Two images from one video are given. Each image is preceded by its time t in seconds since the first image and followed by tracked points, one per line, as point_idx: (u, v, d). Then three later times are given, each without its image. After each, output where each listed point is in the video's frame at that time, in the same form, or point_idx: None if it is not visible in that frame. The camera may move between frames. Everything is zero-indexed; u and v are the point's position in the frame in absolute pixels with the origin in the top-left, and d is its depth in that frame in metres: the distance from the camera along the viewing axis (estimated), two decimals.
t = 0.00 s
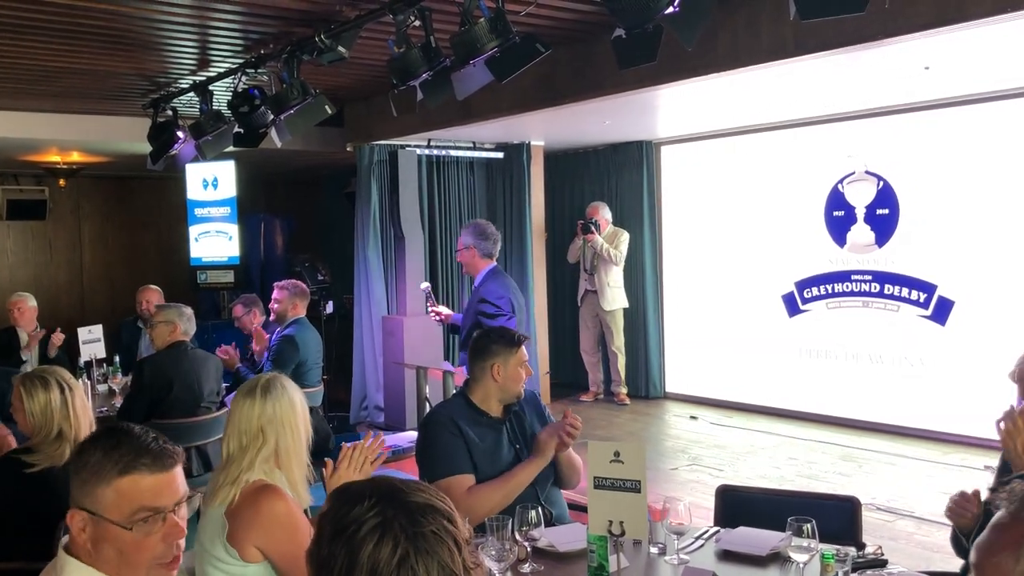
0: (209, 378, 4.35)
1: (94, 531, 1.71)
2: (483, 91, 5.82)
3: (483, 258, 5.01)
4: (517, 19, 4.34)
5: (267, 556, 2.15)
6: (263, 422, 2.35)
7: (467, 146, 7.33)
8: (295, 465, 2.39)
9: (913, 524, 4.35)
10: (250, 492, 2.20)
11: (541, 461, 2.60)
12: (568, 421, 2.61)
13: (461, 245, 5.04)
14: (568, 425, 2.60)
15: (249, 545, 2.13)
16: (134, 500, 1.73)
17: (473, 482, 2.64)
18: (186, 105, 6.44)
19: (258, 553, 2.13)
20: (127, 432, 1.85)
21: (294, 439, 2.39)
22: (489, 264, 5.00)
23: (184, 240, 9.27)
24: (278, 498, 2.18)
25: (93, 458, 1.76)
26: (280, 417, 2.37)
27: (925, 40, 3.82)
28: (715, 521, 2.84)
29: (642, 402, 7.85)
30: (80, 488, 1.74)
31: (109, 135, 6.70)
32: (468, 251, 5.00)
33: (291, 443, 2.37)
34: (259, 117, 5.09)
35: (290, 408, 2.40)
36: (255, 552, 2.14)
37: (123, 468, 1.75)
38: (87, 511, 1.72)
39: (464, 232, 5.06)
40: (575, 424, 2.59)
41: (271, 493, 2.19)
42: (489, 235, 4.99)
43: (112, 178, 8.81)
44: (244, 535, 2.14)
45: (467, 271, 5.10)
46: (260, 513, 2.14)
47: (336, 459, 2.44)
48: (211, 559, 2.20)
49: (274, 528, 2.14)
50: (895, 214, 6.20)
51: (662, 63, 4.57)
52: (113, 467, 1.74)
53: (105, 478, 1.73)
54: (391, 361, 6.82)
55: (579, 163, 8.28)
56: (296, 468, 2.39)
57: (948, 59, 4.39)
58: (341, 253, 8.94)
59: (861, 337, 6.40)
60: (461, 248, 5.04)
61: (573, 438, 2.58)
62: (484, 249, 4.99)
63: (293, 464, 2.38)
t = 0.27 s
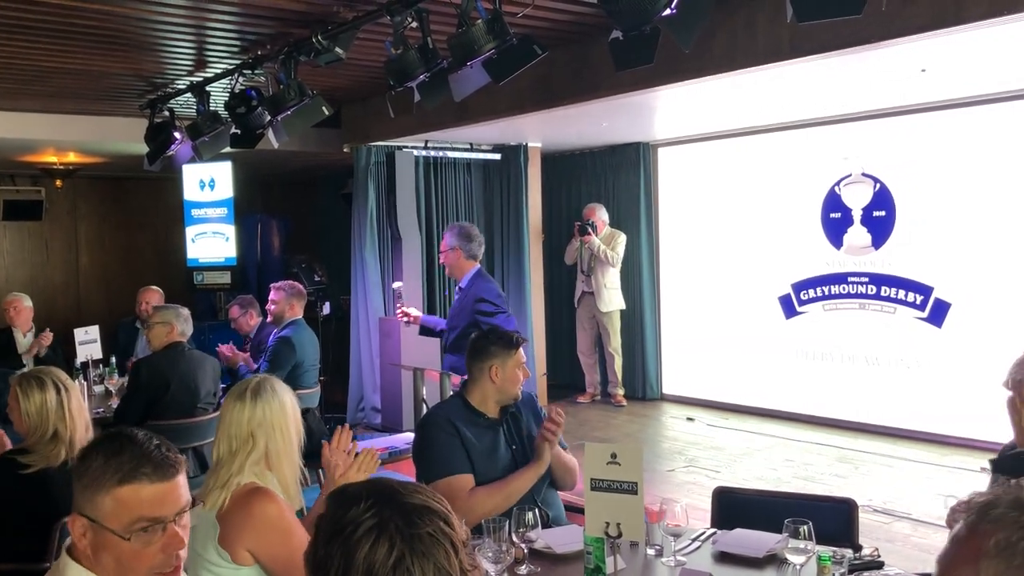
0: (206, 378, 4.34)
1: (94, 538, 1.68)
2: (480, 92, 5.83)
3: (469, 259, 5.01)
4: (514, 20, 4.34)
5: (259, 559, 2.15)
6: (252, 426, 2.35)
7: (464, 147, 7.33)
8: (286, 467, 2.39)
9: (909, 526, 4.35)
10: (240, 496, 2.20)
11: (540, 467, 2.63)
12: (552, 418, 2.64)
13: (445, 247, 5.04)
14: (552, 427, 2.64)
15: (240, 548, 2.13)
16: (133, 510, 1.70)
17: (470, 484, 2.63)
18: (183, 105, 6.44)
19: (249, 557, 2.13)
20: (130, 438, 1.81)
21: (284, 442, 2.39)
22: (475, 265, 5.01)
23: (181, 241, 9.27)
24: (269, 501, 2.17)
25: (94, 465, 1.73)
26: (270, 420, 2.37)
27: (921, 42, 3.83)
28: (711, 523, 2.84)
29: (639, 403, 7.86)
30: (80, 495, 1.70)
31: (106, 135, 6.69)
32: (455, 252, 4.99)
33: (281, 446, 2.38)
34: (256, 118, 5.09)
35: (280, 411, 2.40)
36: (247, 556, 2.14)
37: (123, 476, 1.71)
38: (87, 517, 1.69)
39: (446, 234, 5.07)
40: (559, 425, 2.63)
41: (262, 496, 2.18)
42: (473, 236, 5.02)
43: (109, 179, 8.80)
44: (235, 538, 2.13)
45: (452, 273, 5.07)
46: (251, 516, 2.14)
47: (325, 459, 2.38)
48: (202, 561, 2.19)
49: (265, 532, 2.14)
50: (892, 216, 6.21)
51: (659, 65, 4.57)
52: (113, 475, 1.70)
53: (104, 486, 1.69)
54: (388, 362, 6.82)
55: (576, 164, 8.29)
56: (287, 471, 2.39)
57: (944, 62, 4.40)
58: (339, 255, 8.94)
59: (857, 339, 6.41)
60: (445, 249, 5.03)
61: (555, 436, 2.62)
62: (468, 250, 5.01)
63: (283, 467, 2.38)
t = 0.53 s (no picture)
0: (204, 381, 4.34)
1: (94, 545, 1.68)
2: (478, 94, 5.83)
3: (448, 260, 5.00)
4: (512, 23, 4.35)
5: (245, 563, 2.16)
6: (248, 428, 2.35)
7: (461, 150, 7.34)
8: (280, 471, 2.38)
9: (906, 528, 4.36)
10: (228, 499, 2.22)
11: (530, 461, 2.63)
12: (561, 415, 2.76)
13: (423, 249, 5.00)
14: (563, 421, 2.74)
15: (226, 551, 2.14)
16: (133, 519, 1.68)
17: (466, 486, 2.63)
18: (180, 107, 6.44)
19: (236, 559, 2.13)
20: (132, 445, 1.80)
21: (279, 446, 2.38)
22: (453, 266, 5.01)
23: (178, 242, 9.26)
24: (257, 504, 2.18)
25: (95, 472, 1.72)
26: (266, 423, 2.37)
27: (918, 46, 3.84)
28: (709, 525, 2.85)
29: (636, 405, 7.87)
30: (81, 502, 1.70)
31: (103, 137, 6.68)
32: (434, 254, 4.96)
33: (275, 449, 2.36)
34: (254, 120, 5.10)
35: (277, 414, 2.40)
36: (232, 559, 2.15)
37: (122, 485, 1.69)
38: (87, 525, 1.68)
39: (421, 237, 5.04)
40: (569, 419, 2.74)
41: (250, 498, 2.19)
42: (451, 237, 5.01)
43: (106, 180, 8.79)
44: (221, 540, 2.15)
45: (429, 276, 5.04)
46: (238, 518, 2.15)
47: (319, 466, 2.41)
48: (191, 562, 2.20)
49: (251, 535, 2.14)
50: (888, 219, 6.22)
51: (656, 68, 4.58)
52: (114, 483, 1.69)
53: (104, 494, 1.68)
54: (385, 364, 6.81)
55: (573, 166, 8.30)
56: (280, 475, 2.38)
57: (940, 65, 4.42)
58: (336, 257, 8.94)
59: (853, 341, 6.43)
60: (423, 252, 4.99)
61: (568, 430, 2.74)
62: (446, 251, 4.99)
63: (276, 472, 2.36)
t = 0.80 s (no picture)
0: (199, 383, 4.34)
1: (95, 548, 1.68)
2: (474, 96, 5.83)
3: (425, 264, 4.95)
4: (508, 26, 4.35)
5: (234, 568, 2.14)
6: (243, 429, 2.35)
7: (457, 152, 7.34)
8: (270, 477, 2.37)
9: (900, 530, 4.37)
10: (219, 500, 2.21)
11: (524, 465, 2.61)
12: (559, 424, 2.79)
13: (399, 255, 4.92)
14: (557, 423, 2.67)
15: (215, 556, 2.12)
16: (134, 522, 1.68)
17: (461, 489, 2.63)
18: (176, 109, 6.43)
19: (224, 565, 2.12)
20: (133, 448, 1.79)
21: (271, 450, 2.38)
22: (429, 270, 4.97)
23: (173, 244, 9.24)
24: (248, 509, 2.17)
25: (97, 474, 1.71)
26: (260, 427, 2.37)
27: (913, 49, 3.85)
28: (704, 528, 2.85)
29: (631, 407, 7.87)
30: (82, 504, 1.70)
31: (98, 139, 6.67)
32: (413, 258, 4.90)
33: (269, 453, 2.37)
34: (249, 122, 5.10)
35: (272, 418, 2.41)
36: (220, 564, 2.13)
37: (122, 488, 1.68)
38: (89, 527, 1.68)
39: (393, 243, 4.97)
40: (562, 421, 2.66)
41: (241, 503, 2.18)
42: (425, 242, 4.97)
43: (100, 182, 8.77)
44: (210, 544, 2.13)
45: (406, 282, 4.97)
46: (229, 522, 2.14)
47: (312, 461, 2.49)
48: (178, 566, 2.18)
49: (240, 540, 2.13)
50: (883, 222, 6.23)
51: (652, 71, 4.59)
52: (114, 486, 1.68)
53: (105, 497, 1.67)
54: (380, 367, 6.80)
55: (569, 168, 8.31)
56: (270, 480, 2.37)
57: (935, 68, 4.43)
58: (332, 259, 8.93)
59: (849, 343, 6.44)
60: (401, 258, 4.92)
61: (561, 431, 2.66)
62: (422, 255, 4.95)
63: (267, 476, 2.36)
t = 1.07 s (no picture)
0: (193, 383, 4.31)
1: (88, 554, 1.66)
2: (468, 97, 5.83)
3: (409, 266, 4.87)
4: (502, 26, 4.35)
5: (223, 570, 2.14)
6: (234, 429, 2.34)
7: (452, 152, 7.34)
8: (260, 478, 2.37)
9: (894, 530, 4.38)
10: (210, 500, 2.20)
11: (523, 468, 2.64)
12: (546, 424, 2.70)
13: (384, 258, 4.82)
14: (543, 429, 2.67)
15: (204, 558, 2.12)
16: (127, 527, 1.66)
17: (455, 491, 2.62)
18: (169, 109, 6.41)
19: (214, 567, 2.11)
20: (127, 451, 1.77)
21: (263, 451, 2.38)
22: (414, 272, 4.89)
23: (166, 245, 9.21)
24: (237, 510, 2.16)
25: (89, 479, 1.69)
26: (253, 427, 2.36)
27: (906, 50, 3.86)
28: (697, 529, 2.85)
29: (626, 408, 7.87)
30: (75, 508, 1.68)
31: (91, 138, 6.65)
32: (398, 262, 4.81)
33: (259, 455, 2.36)
34: (243, 122, 5.08)
35: (263, 418, 2.40)
36: (210, 566, 2.13)
37: (113, 494, 1.66)
38: (81, 533, 1.66)
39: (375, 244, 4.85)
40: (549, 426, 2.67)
41: (231, 504, 2.18)
42: (410, 245, 4.87)
43: (93, 182, 8.74)
44: (198, 547, 2.12)
45: (390, 284, 4.88)
46: (218, 524, 2.13)
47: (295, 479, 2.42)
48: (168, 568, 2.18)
49: (229, 542, 2.13)
50: (877, 223, 6.24)
51: (646, 71, 4.59)
52: (108, 491, 1.66)
53: (98, 503, 1.66)
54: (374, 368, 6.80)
55: (564, 170, 8.31)
56: (260, 481, 2.37)
57: (929, 69, 4.45)
58: (326, 260, 8.92)
59: (842, 344, 6.45)
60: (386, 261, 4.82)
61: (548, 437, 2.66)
62: (407, 257, 4.87)
63: (258, 477, 2.36)
